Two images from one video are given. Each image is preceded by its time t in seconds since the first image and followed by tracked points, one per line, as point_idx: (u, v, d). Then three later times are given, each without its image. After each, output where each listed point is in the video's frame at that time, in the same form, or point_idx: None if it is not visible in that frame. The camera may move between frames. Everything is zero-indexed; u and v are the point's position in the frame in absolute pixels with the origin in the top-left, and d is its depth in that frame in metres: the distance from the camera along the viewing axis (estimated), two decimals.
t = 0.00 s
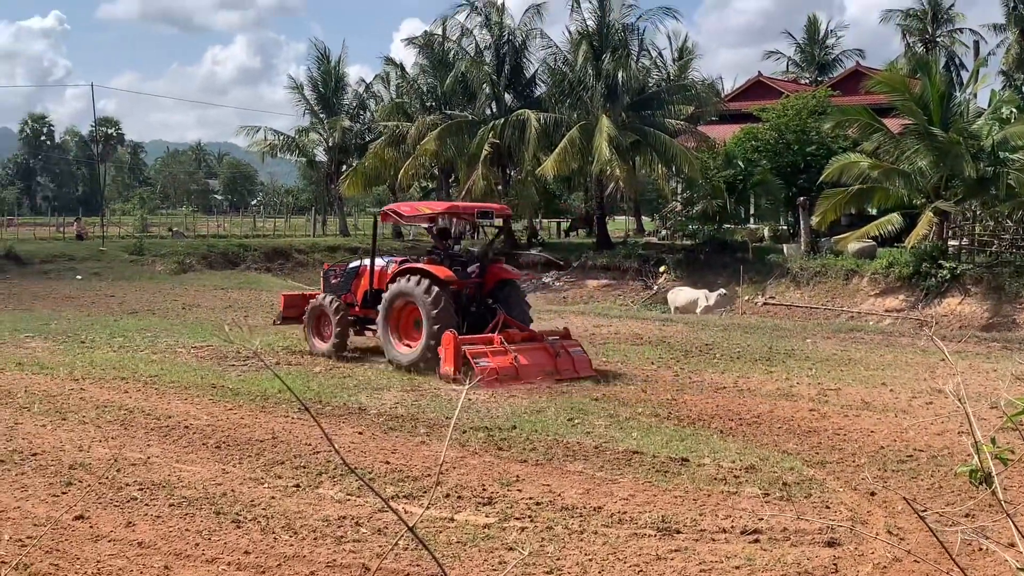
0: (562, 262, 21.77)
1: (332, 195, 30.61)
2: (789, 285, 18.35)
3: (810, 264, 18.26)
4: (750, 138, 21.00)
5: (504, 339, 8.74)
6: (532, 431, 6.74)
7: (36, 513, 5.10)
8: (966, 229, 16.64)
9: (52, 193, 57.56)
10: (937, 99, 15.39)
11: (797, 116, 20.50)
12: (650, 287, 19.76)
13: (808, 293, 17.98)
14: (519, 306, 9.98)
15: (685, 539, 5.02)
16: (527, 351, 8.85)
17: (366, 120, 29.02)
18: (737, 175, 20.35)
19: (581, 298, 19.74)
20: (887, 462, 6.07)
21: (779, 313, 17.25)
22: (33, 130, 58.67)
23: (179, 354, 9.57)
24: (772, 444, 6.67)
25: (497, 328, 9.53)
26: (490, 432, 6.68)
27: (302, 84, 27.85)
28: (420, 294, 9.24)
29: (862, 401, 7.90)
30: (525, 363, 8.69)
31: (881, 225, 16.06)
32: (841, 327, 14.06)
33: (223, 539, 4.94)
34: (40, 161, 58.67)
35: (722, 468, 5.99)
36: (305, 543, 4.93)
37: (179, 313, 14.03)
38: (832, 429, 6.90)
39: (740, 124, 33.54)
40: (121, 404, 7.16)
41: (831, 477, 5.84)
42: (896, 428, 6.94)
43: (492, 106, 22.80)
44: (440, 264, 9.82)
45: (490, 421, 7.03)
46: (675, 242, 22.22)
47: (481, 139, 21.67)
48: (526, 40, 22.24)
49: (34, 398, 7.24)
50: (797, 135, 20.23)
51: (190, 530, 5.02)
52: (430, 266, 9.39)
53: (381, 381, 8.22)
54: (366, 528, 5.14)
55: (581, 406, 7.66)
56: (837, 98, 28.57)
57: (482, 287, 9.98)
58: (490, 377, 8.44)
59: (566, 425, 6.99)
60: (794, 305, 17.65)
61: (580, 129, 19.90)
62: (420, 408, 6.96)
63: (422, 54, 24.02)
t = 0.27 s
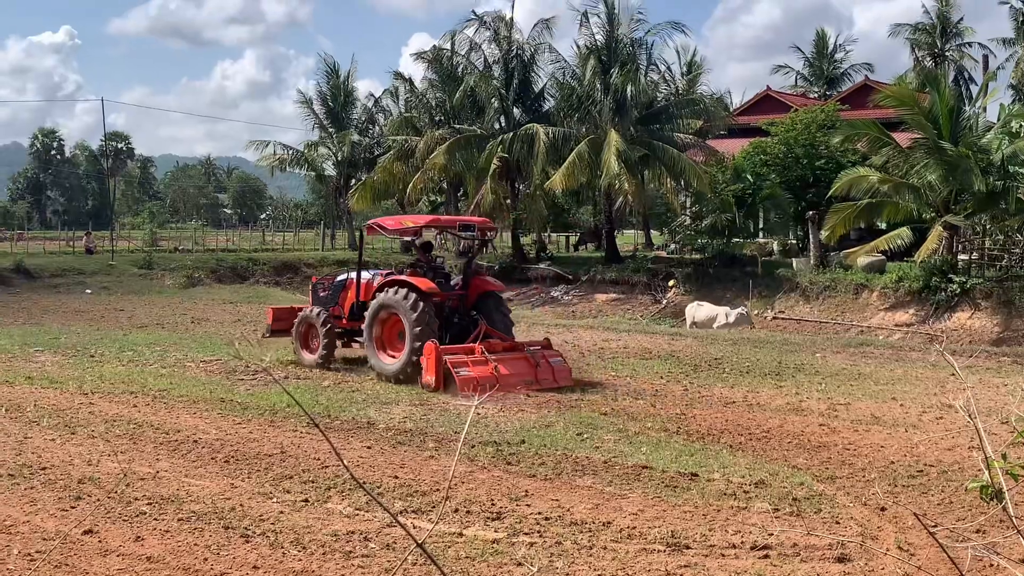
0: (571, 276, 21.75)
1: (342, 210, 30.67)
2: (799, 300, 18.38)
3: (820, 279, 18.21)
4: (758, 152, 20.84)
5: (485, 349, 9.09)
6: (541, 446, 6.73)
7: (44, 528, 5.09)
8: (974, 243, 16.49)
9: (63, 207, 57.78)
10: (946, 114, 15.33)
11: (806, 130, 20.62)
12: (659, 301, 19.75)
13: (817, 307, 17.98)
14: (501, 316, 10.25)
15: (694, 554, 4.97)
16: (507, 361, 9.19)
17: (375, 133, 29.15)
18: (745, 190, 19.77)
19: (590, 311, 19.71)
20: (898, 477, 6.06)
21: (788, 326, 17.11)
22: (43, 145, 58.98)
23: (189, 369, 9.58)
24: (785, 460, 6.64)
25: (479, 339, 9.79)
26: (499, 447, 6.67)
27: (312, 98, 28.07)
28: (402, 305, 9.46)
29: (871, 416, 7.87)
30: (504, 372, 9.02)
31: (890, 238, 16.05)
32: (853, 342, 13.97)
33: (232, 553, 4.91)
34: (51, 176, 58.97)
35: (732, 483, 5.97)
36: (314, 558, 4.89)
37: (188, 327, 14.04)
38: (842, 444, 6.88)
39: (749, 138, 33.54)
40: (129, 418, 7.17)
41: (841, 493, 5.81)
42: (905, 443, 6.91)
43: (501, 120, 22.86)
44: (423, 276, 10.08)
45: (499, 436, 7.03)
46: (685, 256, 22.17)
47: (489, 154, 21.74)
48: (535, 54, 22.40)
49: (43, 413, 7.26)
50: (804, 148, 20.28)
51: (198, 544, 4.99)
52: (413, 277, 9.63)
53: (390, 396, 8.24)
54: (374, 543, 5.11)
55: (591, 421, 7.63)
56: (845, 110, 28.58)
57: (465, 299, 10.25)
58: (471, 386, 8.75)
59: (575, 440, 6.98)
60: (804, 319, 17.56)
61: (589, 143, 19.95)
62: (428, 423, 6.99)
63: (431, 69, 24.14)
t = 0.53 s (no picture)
0: (583, 282, 21.69)
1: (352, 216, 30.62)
2: (810, 306, 18.09)
3: (831, 285, 17.98)
4: (770, 158, 20.66)
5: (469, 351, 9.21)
6: (551, 453, 6.72)
7: (56, 533, 5.10)
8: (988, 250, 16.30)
9: (75, 213, 58.00)
10: (959, 120, 15.37)
11: (818, 136, 20.22)
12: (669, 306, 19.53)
13: (829, 313, 17.63)
14: (488, 320, 10.54)
15: (706, 561, 4.94)
16: (491, 363, 9.30)
17: (386, 140, 29.18)
18: (756, 196, 20.03)
19: (602, 317, 19.64)
20: (911, 484, 6.03)
21: (800, 333, 16.80)
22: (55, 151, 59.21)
23: (200, 374, 9.60)
24: (797, 468, 6.61)
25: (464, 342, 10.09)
26: (510, 453, 6.66)
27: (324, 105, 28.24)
28: (389, 309, 9.81)
29: (884, 422, 7.85)
30: (489, 373, 9.14)
31: (901, 245, 15.95)
32: (867, 348, 13.84)
33: (244, 559, 4.90)
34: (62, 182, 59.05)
35: (744, 489, 5.96)
36: (325, 564, 4.87)
37: (200, 333, 14.07)
38: (853, 451, 6.87)
39: (759, 143, 33.46)
40: (141, 423, 7.19)
41: (853, 499, 5.80)
42: (918, 450, 6.89)
43: (512, 126, 22.88)
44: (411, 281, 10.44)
45: (510, 443, 7.00)
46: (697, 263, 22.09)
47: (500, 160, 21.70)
48: (546, 60, 22.48)
49: (55, 418, 7.26)
50: (817, 155, 20.01)
51: (209, 550, 4.98)
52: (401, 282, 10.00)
53: (401, 401, 8.26)
54: (385, 550, 5.08)
55: (603, 428, 7.60)
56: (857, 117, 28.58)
57: (452, 303, 10.58)
58: (455, 387, 8.87)
59: (586, 446, 6.96)
60: (816, 326, 17.25)
61: (600, 149, 19.88)
62: (439, 428, 7.03)
63: (442, 75, 24.25)
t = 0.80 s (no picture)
0: (598, 287, 21.59)
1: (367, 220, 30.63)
2: (828, 311, 17.99)
3: (848, 290, 17.88)
4: (786, 162, 20.72)
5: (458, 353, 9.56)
6: (568, 457, 6.72)
7: (74, 536, 5.12)
8: (1007, 255, 16.12)
9: (92, 218, 58.33)
10: (976, 124, 15.26)
11: (834, 141, 20.40)
12: (685, 311, 19.35)
13: (846, 318, 17.53)
14: (478, 322, 10.74)
15: (723, 567, 4.92)
16: (481, 364, 9.65)
17: (402, 144, 29.17)
18: (774, 200, 19.48)
19: (617, 321, 19.59)
20: (929, 489, 6.00)
21: (817, 338, 16.55)
22: (73, 155, 59.49)
23: (216, 378, 9.63)
24: (813, 472, 6.60)
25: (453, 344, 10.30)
26: (526, 458, 6.66)
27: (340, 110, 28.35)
28: (381, 311, 10.04)
29: (902, 427, 7.82)
30: (477, 375, 9.50)
31: (920, 249, 15.94)
32: (883, 352, 13.73)
33: (261, 562, 4.91)
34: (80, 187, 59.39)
35: (761, 495, 5.94)
36: (342, 568, 4.86)
37: (216, 337, 14.10)
38: (872, 455, 6.84)
39: (774, 147, 33.33)
40: (159, 427, 7.22)
41: (871, 505, 5.77)
42: (937, 455, 6.86)
43: (527, 131, 22.90)
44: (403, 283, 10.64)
45: (525, 447, 6.99)
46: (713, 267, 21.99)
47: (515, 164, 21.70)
48: (562, 65, 22.40)
49: (74, 422, 7.32)
50: (833, 159, 20.12)
51: (227, 554, 4.99)
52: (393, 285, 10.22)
53: (416, 406, 8.27)
54: (401, 554, 5.07)
55: (619, 433, 7.58)
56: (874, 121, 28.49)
57: (444, 305, 10.78)
58: (443, 388, 9.24)
59: (602, 451, 6.95)
60: (834, 330, 16.96)
61: (616, 153, 19.93)
62: (455, 432, 7.06)
63: (457, 80, 24.29)
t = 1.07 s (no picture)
0: (614, 289, 21.53)
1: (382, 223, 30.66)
2: (845, 313, 17.76)
3: (865, 291, 17.66)
4: (803, 164, 20.76)
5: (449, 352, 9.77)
6: (584, 460, 6.72)
7: (92, 539, 5.14)
8: None
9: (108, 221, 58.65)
10: (994, 125, 15.15)
11: (852, 142, 20.45)
12: (703, 313, 19.42)
13: (864, 321, 17.30)
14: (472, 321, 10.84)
15: (740, 570, 4.91)
16: (472, 363, 9.85)
17: (417, 147, 29.21)
18: (790, 202, 19.28)
19: (633, 323, 19.59)
20: (947, 492, 5.98)
21: (834, 340, 16.47)
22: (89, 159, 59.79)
23: (233, 381, 9.66)
24: (829, 475, 6.60)
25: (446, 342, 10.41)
26: (542, 461, 6.66)
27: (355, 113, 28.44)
28: (374, 311, 10.16)
29: (919, 430, 7.79)
30: (468, 373, 9.69)
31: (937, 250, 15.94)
32: (900, 353, 13.65)
33: (278, 565, 4.91)
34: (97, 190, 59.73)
35: (778, 498, 5.92)
36: (359, 570, 4.86)
37: (233, 340, 14.12)
38: (890, 458, 6.82)
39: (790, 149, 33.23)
40: (175, 430, 7.25)
41: (889, 508, 5.75)
42: (955, 457, 6.84)
43: (542, 133, 22.90)
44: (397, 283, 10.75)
45: (541, 451, 6.97)
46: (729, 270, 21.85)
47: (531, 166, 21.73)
48: (577, 67, 22.38)
49: (91, 425, 7.36)
50: (850, 160, 20.11)
51: (244, 557, 5.00)
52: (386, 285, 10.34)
53: (433, 409, 8.28)
54: (418, 556, 5.05)
55: (635, 436, 7.57)
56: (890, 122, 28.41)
57: (437, 305, 10.88)
58: (435, 386, 9.44)
59: (618, 454, 6.95)
60: (850, 332, 16.88)
61: (631, 155, 19.96)
62: (470, 435, 7.08)
63: (472, 83, 24.32)
